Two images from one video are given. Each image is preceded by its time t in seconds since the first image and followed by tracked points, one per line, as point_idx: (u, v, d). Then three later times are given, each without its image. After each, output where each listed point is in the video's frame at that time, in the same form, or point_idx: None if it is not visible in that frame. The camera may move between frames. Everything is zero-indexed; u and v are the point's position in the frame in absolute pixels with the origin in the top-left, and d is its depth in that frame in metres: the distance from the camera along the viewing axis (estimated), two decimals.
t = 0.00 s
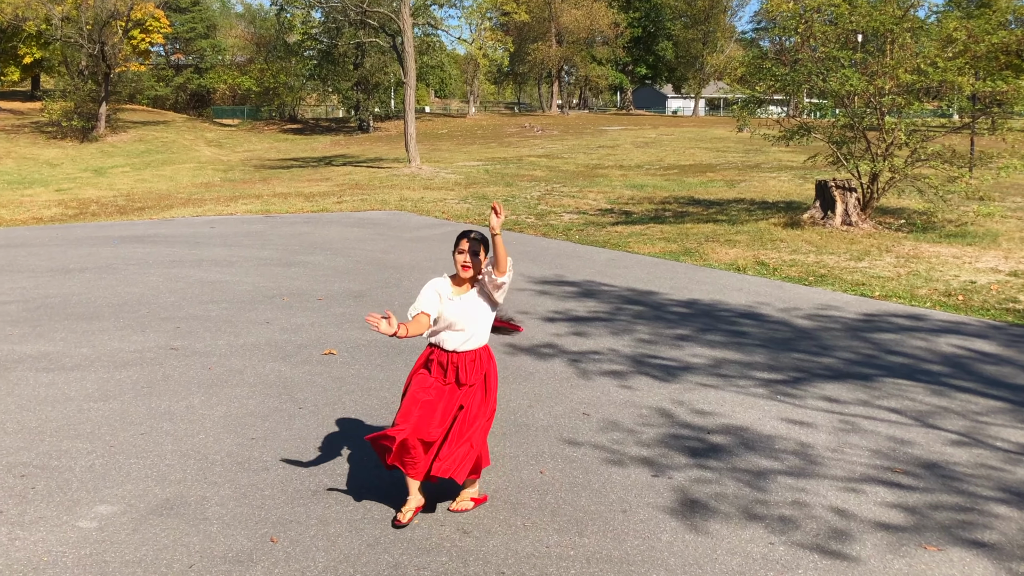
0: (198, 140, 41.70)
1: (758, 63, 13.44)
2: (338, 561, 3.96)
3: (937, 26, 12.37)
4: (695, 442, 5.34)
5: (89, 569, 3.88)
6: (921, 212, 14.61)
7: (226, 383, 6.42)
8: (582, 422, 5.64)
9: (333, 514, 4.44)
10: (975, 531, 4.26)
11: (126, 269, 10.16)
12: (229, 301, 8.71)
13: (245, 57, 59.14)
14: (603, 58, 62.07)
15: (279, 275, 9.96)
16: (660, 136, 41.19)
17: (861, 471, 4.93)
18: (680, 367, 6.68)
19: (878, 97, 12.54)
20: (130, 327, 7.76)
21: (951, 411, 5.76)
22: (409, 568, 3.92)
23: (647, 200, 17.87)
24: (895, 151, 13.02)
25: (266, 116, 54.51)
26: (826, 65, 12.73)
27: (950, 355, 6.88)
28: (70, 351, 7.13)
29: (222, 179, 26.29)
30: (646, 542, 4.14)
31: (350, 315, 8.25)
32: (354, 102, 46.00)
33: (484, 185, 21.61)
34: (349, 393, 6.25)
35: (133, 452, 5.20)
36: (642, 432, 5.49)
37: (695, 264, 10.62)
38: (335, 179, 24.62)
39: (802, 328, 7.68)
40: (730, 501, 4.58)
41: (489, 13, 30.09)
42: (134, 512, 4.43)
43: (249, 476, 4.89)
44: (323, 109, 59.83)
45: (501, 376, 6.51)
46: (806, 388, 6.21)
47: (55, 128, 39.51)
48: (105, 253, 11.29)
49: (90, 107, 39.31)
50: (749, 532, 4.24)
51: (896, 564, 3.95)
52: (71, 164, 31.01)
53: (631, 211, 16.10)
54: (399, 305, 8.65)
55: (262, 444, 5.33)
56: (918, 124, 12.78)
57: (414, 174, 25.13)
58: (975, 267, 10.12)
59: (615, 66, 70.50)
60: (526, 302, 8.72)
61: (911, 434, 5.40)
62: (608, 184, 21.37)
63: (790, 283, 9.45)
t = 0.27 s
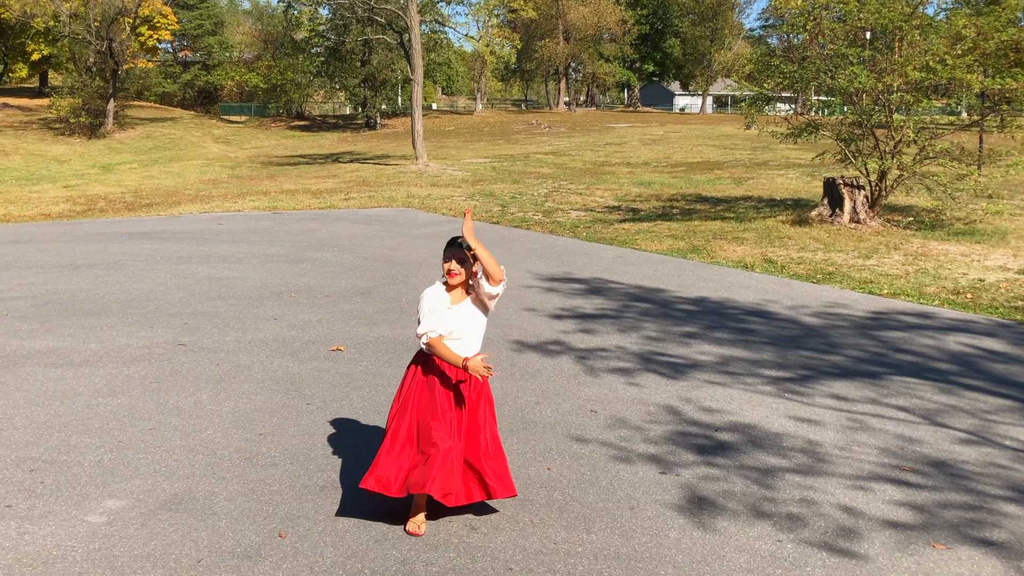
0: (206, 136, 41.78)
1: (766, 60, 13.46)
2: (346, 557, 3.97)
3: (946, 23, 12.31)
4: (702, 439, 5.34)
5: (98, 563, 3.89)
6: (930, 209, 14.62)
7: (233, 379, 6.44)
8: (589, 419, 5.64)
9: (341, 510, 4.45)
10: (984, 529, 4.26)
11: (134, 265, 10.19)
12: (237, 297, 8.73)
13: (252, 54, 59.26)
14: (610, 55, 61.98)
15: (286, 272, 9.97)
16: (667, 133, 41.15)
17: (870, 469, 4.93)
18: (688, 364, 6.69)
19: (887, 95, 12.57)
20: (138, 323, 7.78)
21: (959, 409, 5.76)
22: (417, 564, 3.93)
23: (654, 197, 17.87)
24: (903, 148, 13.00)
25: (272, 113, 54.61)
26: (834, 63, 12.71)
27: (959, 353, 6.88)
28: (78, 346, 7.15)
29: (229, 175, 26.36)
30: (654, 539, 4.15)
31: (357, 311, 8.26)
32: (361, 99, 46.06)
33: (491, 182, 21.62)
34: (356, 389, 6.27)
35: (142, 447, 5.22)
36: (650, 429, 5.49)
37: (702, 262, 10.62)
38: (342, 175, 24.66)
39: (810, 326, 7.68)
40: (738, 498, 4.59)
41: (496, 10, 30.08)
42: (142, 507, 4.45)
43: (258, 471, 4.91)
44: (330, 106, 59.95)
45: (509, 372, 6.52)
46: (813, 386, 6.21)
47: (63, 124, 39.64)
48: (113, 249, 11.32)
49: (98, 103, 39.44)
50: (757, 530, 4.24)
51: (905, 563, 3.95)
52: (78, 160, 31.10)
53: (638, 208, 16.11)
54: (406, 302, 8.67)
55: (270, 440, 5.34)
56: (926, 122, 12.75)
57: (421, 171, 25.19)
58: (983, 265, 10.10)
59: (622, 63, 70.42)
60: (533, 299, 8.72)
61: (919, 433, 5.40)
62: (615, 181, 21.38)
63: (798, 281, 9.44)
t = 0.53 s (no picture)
0: (215, 132, 41.87)
1: (776, 56, 13.44)
2: (356, 551, 3.99)
3: (957, 19, 12.25)
4: (712, 436, 5.35)
5: (108, 557, 3.92)
6: (940, 206, 14.59)
7: (243, 374, 6.46)
8: (599, 416, 5.65)
9: (351, 504, 4.47)
10: (994, 527, 4.25)
11: (143, 260, 10.23)
12: (246, 293, 8.76)
13: (261, 50, 59.32)
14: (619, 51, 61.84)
15: (295, 267, 9.99)
16: (676, 129, 41.04)
17: (879, 466, 4.93)
18: (697, 361, 6.69)
19: (897, 91, 12.54)
20: (148, 318, 7.81)
21: (969, 407, 5.76)
22: (427, 559, 3.94)
23: (664, 193, 17.86)
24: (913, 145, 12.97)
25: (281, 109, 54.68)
26: (845, 59, 12.67)
27: (969, 350, 6.87)
28: (89, 341, 7.18)
29: (238, 171, 26.43)
30: (664, 535, 4.16)
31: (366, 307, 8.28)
32: (370, 94, 46.09)
33: (500, 178, 21.62)
34: (366, 384, 6.28)
35: (152, 442, 5.24)
36: (659, 425, 5.50)
37: (712, 258, 10.61)
38: (351, 171, 24.70)
39: (819, 323, 7.68)
40: (747, 495, 4.59)
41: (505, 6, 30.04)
42: (152, 501, 4.47)
43: (268, 466, 4.93)
44: (337, 102, 59.99)
45: (518, 368, 6.53)
46: (823, 382, 6.21)
47: (73, 120, 39.78)
48: (123, 244, 11.37)
49: (108, 99, 39.59)
50: (766, 526, 4.25)
51: (914, 560, 3.95)
52: (88, 155, 31.21)
53: (647, 204, 16.11)
54: (415, 297, 8.69)
55: (280, 435, 5.36)
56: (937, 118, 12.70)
57: (430, 167, 25.22)
58: (993, 262, 10.08)
59: (631, 59, 70.28)
60: (542, 295, 8.73)
61: (929, 430, 5.40)
62: (624, 177, 21.37)
63: (807, 278, 9.43)
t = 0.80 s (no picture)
0: (222, 130, 41.95)
1: (784, 57, 13.44)
2: (363, 550, 4.00)
3: (966, 20, 12.23)
4: (719, 436, 5.35)
5: (116, 554, 3.93)
6: (949, 207, 14.57)
7: (250, 372, 6.48)
8: (606, 415, 5.66)
9: (358, 503, 4.47)
10: (1003, 528, 4.25)
11: (151, 258, 10.26)
12: (254, 291, 8.78)
13: (268, 49, 59.45)
14: (627, 51, 61.79)
15: (302, 266, 10.01)
16: (683, 129, 40.99)
17: (887, 467, 4.93)
18: (704, 361, 6.69)
19: (906, 91, 12.53)
20: (156, 316, 7.83)
21: (978, 408, 5.75)
22: (434, 558, 3.95)
23: (671, 194, 17.86)
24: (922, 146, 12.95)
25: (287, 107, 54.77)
26: (853, 59, 12.64)
27: (978, 352, 6.86)
28: (97, 338, 7.21)
29: (246, 169, 26.49)
30: (671, 535, 4.16)
31: (373, 306, 8.29)
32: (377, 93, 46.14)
33: (507, 177, 21.63)
34: (373, 383, 6.29)
35: (160, 440, 5.26)
36: (667, 425, 5.50)
37: (719, 258, 10.61)
38: (357, 170, 24.72)
39: (827, 323, 7.67)
40: (755, 495, 4.59)
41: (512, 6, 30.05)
42: (160, 499, 4.49)
43: (275, 464, 4.94)
44: (343, 101, 60.04)
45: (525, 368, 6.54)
46: (831, 383, 6.21)
47: (80, 118, 39.89)
48: (131, 242, 11.40)
49: (115, 97, 39.70)
50: (774, 527, 4.25)
51: (923, 561, 3.95)
52: (96, 153, 31.31)
53: (655, 204, 16.11)
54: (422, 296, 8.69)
55: (287, 434, 5.38)
56: (945, 118, 12.67)
57: (436, 165, 25.24)
58: (1002, 263, 10.06)
59: (639, 59, 70.23)
60: (550, 295, 8.74)
61: (937, 431, 5.39)
62: (631, 177, 21.37)
63: (815, 279, 9.42)
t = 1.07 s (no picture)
0: (226, 130, 42.00)
1: (789, 57, 13.45)
2: (367, 549, 4.00)
3: (971, 19, 12.22)
4: (723, 435, 5.34)
5: (121, 553, 3.93)
6: (954, 207, 14.55)
7: (254, 371, 6.49)
8: (610, 415, 5.65)
9: (362, 502, 4.47)
10: (1008, 527, 4.24)
11: (155, 258, 10.27)
12: (258, 290, 8.77)
13: (273, 49, 59.58)
14: (631, 50, 61.78)
15: (306, 265, 10.01)
16: (687, 129, 40.95)
17: (893, 466, 4.92)
18: (708, 360, 6.68)
19: (910, 91, 12.47)
20: (160, 315, 7.84)
21: (982, 407, 5.74)
22: (438, 557, 3.95)
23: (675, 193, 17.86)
24: (927, 145, 12.94)
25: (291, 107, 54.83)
26: (857, 59, 12.63)
27: (983, 351, 6.85)
28: (102, 338, 7.21)
29: (250, 168, 26.51)
30: (675, 534, 4.16)
31: (377, 305, 8.29)
32: (381, 93, 46.14)
33: (511, 177, 21.63)
34: (377, 382, 6.29)
35: (164, 439, 5.26)
36: (671, 425, 5.50)
37: (723, 258, 10.60)
38: (362, 169, 24.73)
39: (832, 323, 7.66)
40: (759, 494, 4.59)
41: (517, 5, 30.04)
42: (164, 498, 4.49)
43: (280, 463, 4.95)
44: (347, 101, 60.08)
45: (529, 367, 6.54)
46: (835, 382, 6.20)
47: (85, 117, 39.95)
48: (135, 241, 11.41)
49: (120, 97, 39.77)
50: (778, 526, 4.25)
51: (927, 560, 3.94)
52: (100, 153, 31.36)
53: (659, 204, 16.10)
54: (426, 295, 8.70)
55: (291, 433, 5.38)
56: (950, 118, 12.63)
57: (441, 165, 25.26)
58: (1007, 263, 10.04)
59: (643, 59, 70.25)
60: (554, 294, 8.74)
61: (942, 431, 5.39)
62: (635, 177, 21.36)
63: (819, 278, 9.41)
